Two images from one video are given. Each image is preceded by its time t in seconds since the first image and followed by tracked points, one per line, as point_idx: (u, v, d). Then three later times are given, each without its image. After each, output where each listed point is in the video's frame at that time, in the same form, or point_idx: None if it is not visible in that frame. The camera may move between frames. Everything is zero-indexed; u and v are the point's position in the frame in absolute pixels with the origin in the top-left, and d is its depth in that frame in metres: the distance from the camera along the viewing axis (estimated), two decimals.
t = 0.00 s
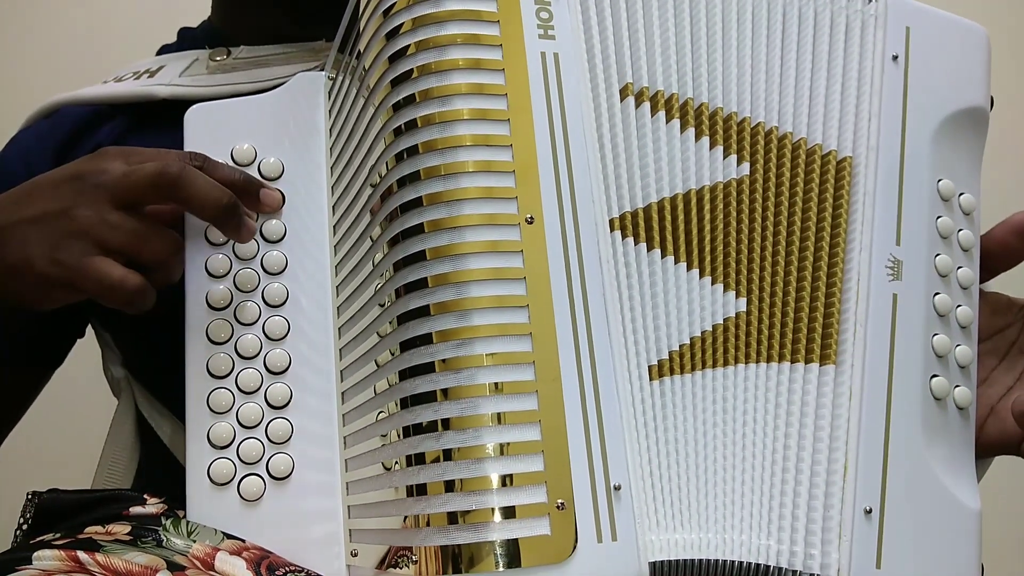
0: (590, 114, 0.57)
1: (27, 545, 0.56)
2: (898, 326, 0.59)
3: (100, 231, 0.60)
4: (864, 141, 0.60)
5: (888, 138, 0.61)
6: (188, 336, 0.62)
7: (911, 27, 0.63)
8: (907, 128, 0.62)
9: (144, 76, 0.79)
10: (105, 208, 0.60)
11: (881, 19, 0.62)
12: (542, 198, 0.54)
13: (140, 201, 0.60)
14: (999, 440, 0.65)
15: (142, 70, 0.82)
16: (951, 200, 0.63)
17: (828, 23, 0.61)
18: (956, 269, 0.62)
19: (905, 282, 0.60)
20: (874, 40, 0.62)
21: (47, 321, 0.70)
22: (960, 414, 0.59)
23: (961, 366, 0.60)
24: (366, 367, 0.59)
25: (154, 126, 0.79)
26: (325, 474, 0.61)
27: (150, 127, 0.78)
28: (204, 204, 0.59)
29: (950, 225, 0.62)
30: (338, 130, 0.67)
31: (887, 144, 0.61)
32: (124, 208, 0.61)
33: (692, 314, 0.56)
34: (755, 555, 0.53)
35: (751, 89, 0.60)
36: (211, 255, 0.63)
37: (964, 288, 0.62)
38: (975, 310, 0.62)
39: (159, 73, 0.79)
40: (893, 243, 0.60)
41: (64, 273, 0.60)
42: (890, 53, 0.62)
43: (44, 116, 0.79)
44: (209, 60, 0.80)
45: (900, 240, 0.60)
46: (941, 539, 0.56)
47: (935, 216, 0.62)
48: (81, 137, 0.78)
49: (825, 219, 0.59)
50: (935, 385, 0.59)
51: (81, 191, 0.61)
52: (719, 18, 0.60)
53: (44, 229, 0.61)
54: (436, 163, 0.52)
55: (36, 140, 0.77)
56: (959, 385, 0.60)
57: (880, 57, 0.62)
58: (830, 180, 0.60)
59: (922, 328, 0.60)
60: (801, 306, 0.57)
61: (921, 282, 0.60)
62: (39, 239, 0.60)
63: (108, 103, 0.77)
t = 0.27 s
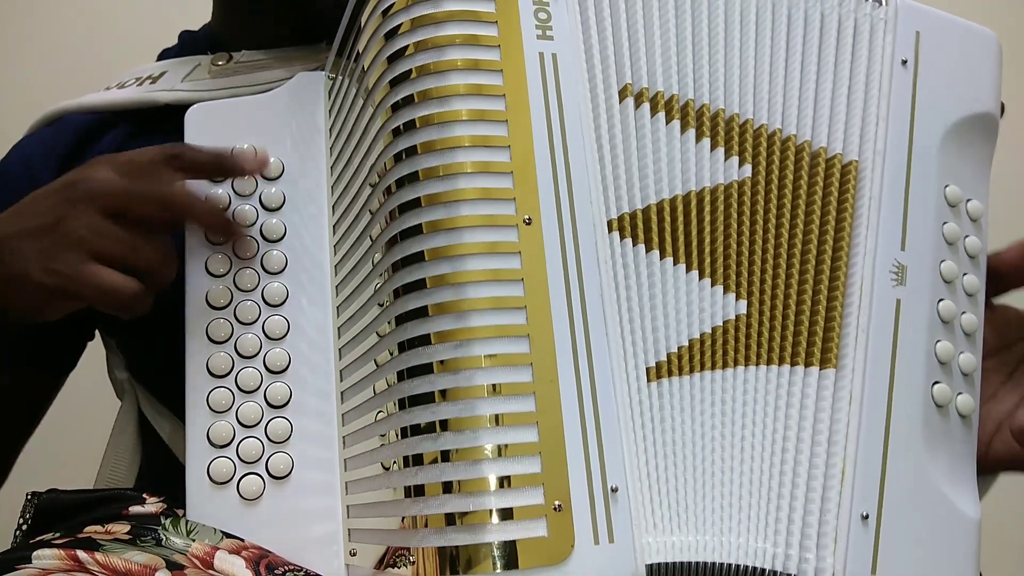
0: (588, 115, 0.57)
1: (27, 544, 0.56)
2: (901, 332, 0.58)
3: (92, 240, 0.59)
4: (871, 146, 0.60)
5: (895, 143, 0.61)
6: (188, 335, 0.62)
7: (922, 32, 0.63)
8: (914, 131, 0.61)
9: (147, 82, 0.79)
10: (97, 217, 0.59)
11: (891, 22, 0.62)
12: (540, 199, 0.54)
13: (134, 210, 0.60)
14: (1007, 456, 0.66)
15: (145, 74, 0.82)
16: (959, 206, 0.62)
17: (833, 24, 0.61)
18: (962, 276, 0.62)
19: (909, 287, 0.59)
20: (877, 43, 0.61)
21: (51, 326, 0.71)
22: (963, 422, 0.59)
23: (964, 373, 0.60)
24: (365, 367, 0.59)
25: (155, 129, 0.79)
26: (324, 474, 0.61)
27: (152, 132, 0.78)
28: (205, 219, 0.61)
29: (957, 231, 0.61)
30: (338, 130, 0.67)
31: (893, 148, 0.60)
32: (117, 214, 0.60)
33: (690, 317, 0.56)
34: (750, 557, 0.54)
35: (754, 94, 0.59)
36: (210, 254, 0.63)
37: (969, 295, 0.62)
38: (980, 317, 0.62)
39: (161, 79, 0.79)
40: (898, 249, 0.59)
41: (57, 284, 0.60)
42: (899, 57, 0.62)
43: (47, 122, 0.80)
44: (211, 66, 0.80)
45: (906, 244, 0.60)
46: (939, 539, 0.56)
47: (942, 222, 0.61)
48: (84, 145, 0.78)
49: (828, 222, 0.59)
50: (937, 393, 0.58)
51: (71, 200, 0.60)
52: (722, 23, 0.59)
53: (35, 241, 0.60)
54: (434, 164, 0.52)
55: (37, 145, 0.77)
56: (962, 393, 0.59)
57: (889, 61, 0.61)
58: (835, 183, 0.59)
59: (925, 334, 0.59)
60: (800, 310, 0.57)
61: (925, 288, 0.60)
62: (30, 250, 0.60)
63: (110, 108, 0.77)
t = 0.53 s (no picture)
0: (592, 115, 0.56)
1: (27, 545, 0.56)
2: (916, 338, 0.58)
3: (93, 232, 0.59)
4: (891, 150, 0.59)
5: (916, 146, 0.60)
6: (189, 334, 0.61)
7: (945, 36, 0.62)
8: (935, 133, 0.61)
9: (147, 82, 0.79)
10: (98, 209, 0.59)
11: (915, 26, 0.61)
12: (543, 199, 0.53)
13: (136, 204, 0.59)
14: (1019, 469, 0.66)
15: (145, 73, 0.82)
16: (978, 213, 0.62)
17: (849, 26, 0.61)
18: (980, 283, 0.61)
19: (926, 294, 0.59)
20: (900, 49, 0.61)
21: (53, 325, 0.70)
22: (976, 431, 0.59)
23: (978, 382, 0.60)
24: (367, 367, 0.58)
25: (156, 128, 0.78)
26: (325, 474, 0.60)
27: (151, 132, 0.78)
28: (208, 220, 0.60)
29: (975, 238, 0.61)
30: (339, 128, 0.67)
31: (914, 154, 0.60)
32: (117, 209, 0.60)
33: (696, 318, 0.56)
34: (757, 561, 0.53)
35: (764, 87, 0.59)
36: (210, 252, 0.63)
37: (987, 303, 0.61)
38: (998, 325, 0.62)
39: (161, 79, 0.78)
40: (915, 255, 0.59)
41: (55, 273, 0.60)
42: (923, 62, 0.61)
43: (45, 121, 0.79)
44: (211, 64, 0.79)
45: (924, 251, 0.59)
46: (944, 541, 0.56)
47: (960, 230, 0.61)
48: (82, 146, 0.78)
49: (842, 225, 0.58)
50: (952, 401, 0.58)
51: (72, 192, 0.59)
52: (730, 17, 0.59)
53: (35, 230, 0.60)
54: (436, 164, 0.51)
55: (35, 144, 0.76)
56: (976, 401, 0.59)
57: (912, 65, 0.61)
58: (851, 186, 0.59)
59: (942, 341, 0.59)
60: (812, 312, 0.57)
61: (943, 295, 0.60)
62: (30, 240, 0.60)
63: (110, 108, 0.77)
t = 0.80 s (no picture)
0: (590, 115, 0.57)
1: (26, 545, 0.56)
2: (922, 343, 0.58)
3: (92, 224, 0.59)
4: (900, 154, 0.60)
5: (924, 153, 0.61)
6: (188, 335, 0.61)
7: (955, 43, 0.63)
8: (945, 142, 0.62)
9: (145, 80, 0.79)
10: (98, 201, 0.59)
11: (925, 32, 0.62)
12: (541, 199, 0.53)
13: (136, 198, 0.60)
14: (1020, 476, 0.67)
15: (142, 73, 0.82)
16: (985, 220, 0.63)
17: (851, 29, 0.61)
18: (985, 290, 0.62)
19: (932, 300, 0.59)
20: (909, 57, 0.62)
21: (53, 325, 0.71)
22: (978, 437, 0.60)
23: (982, 388, 0.61)
24: (366, 368, 0.58)
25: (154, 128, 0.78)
26: (324, 475, 0.60)
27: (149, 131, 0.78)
28: (207, 215, 0.60)
29: (982, 245, 0.62)
30: (338, 129, 0.67)
31: (922, 159, 0.61)
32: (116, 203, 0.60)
33: (695, 318, 0.56)
34: (756, 561, 0.53)
35: (766, 88, 0.60)
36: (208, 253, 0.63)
37: (991, 310, 0.62)
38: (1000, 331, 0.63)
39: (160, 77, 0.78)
40: (922, 260, 0.59)
41: (52, 265, 0.60)
42: (932, 67, 0.62)
43: (41, 120, 0.79)
44: (209, 63, 0.79)
45: (930, 256, 0.60)
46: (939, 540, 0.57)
47: (966, 235, 0.62)
48: (81, 144, 0.78)
49: (847, 227, 0.59)
50: (956, 406, 0.59)
51: (73, 184, 0.60)
52: (731, 18, 0.59)
53: (34, 222, 0.60)
54: (434, 165, 0.51)
55: (34, 142, 0.76)
56: (979, 408, 0.60)
57: (922, 71, 0.62)
58: (857, 188, 0.59)
59: (947, 346, 0.60)
60: (814, 314, 0.57)
61: (949, 301, 0.60)
62: (29, 231, 0.60)
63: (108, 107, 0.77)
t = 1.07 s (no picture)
0: (588, 115, 0.57)
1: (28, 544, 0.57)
2: (928, 346, 0.59)
3: (96, 225, 0.59)
4: (907, 157, 0.60)
5: (932, 156, 0.61)
6: (189, 334, 0.62)
7: (965, 47, 0.63)
8: (952, 146, 0.62)
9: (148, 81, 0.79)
10: (103, 201, 0.60)
11: (936, 36, 0.62)
12: (539, 199, 0.53)
13: (140, 198, 0.60)
14: None
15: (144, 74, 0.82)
16: (993, 224, 0.63)
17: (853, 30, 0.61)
18: (991, 295, 0.62)
19: (938, 303, 0.60)
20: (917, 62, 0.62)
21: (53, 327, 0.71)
22: (983, 442, 0.60)
23: (987, 393, 0.61)
24: (365, 367, 0.58)
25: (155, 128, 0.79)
26: (324, 473, 0.61)
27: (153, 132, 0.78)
28: (209, 216, 0.60)
29: (988, 249, 0.62)
30: (338, 129, 0.67)
31: (930, 162, 0.61)
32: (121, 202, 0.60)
33: (693, 317, 0.56)
34: (754, 560, 0.53)
35: (768, 89, 0.60)
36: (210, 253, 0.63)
37: (998, 314, 0.62)
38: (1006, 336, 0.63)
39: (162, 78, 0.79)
40: (929, 264, 0.59)
41: (56, 265, 0.60)
42: (943, 72, 0.62)
43: (46, 122, 0.80)
44: (211, 64, 0.80)
45: (937, 261, 0.60)
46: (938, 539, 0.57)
47: (974, 239, 0.62)
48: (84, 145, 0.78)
49: (852, 229, 0.59)
50: (961, 410, 0.59)
51: (78, 184, 0.60)
52: (733, 19, 0.60)
53: (40, 222, 0.60)
54: (433, 165, 0.52)
55: (37, 145, 0.77)
56: (984, 412, 0.60)
57: (932, 75, 0.61)
58: (862, 189, 0.59)
59: (953, 350, 0.60)
60: (817, 315, 0.57)
61: (954, 305, 0.60)
62: (34, 231, 0.60)
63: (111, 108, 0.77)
